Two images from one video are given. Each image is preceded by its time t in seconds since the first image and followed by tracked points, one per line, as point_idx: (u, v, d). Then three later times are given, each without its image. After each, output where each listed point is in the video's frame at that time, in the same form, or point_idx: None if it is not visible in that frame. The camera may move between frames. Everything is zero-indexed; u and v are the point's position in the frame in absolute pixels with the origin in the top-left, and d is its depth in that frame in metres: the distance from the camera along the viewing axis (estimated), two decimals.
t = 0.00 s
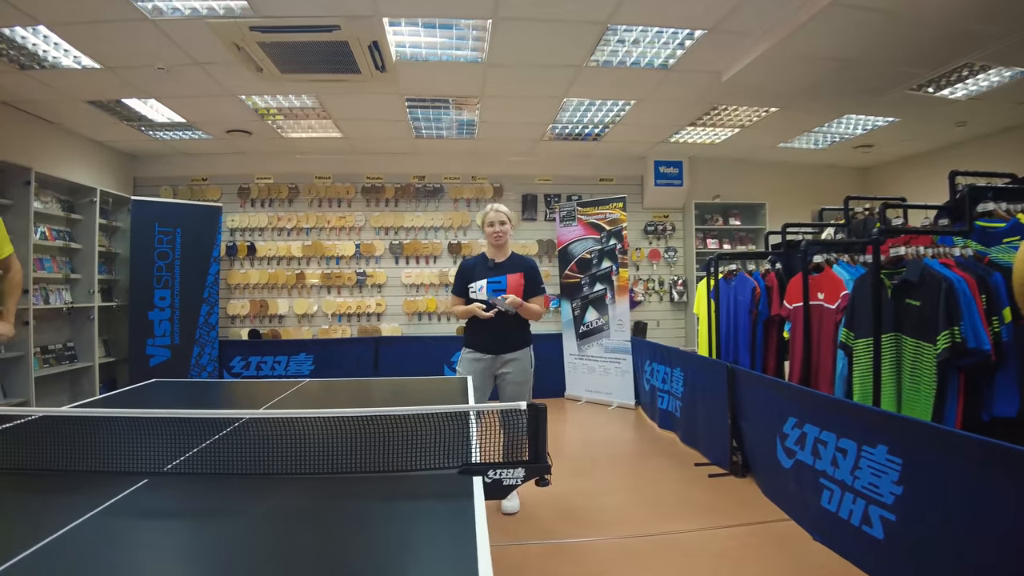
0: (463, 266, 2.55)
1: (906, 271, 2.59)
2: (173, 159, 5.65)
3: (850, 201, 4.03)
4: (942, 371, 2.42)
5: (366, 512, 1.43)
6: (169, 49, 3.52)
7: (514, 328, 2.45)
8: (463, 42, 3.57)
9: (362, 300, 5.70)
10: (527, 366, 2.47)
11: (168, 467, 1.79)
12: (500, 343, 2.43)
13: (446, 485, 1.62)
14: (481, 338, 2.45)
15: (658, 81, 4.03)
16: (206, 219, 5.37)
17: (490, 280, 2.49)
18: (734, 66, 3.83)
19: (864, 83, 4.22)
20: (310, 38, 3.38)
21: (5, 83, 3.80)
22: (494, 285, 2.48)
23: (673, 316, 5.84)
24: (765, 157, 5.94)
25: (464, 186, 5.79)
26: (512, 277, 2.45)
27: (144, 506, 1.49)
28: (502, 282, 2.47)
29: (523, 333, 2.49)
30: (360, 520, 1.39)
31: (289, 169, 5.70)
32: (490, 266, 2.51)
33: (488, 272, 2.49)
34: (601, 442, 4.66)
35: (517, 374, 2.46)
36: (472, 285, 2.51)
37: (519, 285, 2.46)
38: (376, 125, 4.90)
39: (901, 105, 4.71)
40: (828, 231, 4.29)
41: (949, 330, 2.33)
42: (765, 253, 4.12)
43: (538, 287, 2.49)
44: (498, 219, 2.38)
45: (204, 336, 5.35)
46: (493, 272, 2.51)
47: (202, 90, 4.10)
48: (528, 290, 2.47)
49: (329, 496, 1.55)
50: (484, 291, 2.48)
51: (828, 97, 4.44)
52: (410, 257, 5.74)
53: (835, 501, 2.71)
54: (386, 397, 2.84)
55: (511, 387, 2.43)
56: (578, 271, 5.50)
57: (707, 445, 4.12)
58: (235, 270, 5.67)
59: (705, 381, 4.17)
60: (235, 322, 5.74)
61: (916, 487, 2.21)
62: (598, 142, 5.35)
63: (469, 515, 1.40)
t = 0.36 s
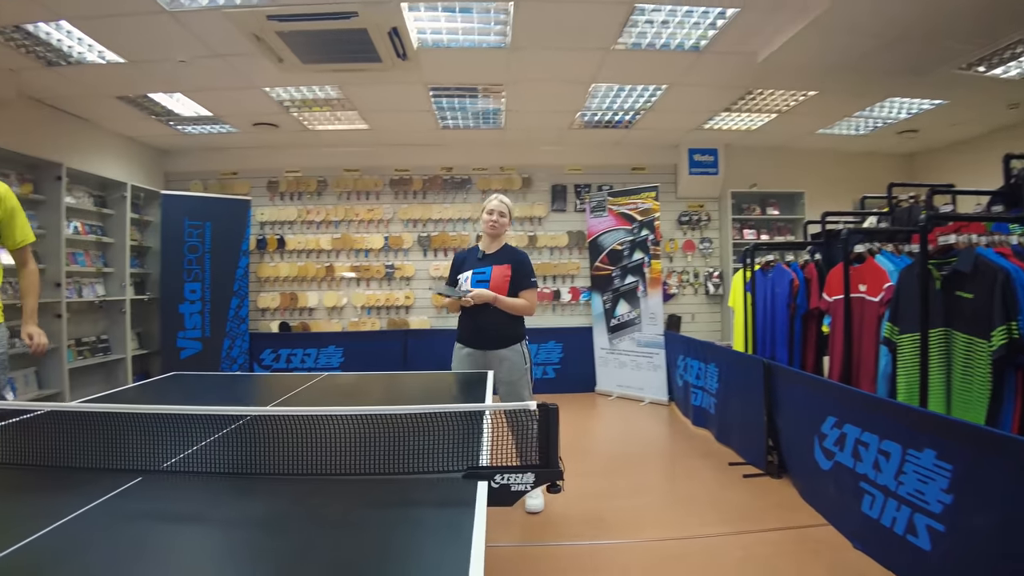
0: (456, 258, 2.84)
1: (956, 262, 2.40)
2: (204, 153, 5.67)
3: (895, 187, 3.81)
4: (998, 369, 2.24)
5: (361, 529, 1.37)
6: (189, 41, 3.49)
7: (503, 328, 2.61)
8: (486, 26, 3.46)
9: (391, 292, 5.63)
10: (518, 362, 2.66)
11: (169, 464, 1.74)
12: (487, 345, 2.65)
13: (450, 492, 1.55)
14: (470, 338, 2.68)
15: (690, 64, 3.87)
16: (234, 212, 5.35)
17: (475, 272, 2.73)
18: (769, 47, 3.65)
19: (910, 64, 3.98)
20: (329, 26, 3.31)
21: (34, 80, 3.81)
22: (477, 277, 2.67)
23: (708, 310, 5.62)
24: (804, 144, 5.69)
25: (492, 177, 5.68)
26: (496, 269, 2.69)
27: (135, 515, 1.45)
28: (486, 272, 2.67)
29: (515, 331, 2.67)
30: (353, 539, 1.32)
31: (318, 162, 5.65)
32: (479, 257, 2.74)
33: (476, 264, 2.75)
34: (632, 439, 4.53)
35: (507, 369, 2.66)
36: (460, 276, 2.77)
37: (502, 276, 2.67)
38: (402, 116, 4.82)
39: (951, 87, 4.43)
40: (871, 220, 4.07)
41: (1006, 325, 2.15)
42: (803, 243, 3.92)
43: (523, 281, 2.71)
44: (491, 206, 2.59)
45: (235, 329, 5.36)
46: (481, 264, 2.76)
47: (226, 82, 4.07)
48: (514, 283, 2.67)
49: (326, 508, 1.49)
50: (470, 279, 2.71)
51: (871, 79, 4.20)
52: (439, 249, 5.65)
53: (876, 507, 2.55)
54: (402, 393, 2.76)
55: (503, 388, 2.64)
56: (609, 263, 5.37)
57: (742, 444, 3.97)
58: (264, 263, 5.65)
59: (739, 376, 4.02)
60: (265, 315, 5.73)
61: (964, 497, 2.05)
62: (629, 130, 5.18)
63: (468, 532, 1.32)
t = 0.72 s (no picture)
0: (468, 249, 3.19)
1: None
2: (249, 145, 5.71)
3: (962, 169, 3.53)
4: None
5: (361, 528, 1.29)
6: (225, 32, 3.49)
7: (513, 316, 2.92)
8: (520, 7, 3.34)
9: (433, 282, 5.57)
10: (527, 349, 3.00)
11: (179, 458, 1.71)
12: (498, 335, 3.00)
13: (462, 493, 1.46)
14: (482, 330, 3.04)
15: (737, 42, 3.67)
16: (277, 202, 5.37)
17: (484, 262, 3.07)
18: (821, 23, 3.42)
19: (980, 38, 3.66)
20: (359, 12, 3.25)
21: (82, 76, 3.87)
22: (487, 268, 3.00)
23: (760, 301, 5.35)
24: (865, 127, 5.36)
25: (534, 164, 5.55)
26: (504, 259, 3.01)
27: (137, 507, 1.40)
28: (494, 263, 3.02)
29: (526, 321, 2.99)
30: (351, 536, 1.25)
31: (360, 152, 5.61)
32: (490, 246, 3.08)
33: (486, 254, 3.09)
34: (676, 434, 4.39)
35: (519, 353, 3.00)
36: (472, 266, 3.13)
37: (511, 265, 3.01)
38: (442, 103, 4.75)
39: None
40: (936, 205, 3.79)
41: None
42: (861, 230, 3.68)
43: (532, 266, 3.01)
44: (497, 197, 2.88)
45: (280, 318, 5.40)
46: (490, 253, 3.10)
47: (263, 73, 4.07)
48: (522, 272, 2.98)
49: (331, 502, 1.42)
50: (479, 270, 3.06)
51: (937, 56, 3.90)
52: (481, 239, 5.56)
53: (936, 515, 2.36)
54: (430, 385, 2.70)
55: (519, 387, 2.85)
56: (655, 252, 5.20)
57: (793, 443, 3.79)
58: (309, 254, 5.66)
59: (790, 371, 3.83)
60: (310, 305, 5.75)
61: None
62: (676, 114, 4.98)
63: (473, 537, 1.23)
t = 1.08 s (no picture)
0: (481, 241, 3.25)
1: None
2: (289, 135, 5.73)
3: None
4: None
5: (344, 536, 1.21)
6: (254, 22, 3.46)
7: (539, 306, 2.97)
8: None
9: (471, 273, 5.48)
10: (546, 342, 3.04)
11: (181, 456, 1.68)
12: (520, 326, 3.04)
13: (457, 505, 1.37)
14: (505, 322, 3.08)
15: (783, 19, 3.44)
16: (316, 192, 5.31)
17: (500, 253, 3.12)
18: None
19: None
20: None
21: (121, 70, 3.92)
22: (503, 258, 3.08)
23: (811, 294, 5.08)
24: (929, 108, 5.00)
25: (574, 151, 5.38)
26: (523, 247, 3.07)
27: (125, 503, 1.36)
28: (513, 252, 3.06)
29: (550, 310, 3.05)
30: (331, 544, 1.17)
31: (397, 142, 5.56)
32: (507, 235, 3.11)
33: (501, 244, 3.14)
34: (718, 432, 4.22)
35: (537, 348, 3.04)
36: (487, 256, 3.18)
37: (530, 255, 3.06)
38: (476, 90, 4.64)
39: None
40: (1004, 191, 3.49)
41: None
42: (919, 218, 3.42)
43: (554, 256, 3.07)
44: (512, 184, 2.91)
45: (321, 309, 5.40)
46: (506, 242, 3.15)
47: (295, 62, 4.03)
48: (540, 262, 3.04)
49: (320, 508, 1.35)
50: (497, 259, 3.10)
51: (1009, 30, 3.57)
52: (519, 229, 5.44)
53: (1002, 534, 2.14)
54: (450, 380, 2.62)
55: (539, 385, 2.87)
56: (699, 241, 4.99)
57: (844, 446, 3.58)
58: (348, 244, 5.65)
59: (841, 370, 3.60)
60: (349, 295, 5.74)
61: None
62: (721, 96, 4.75)
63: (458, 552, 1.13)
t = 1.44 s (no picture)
0: (494, 233, 3.24)
1: None
2: (320, 127, 5.77)
3: None
4: None
5: (297, 537, 1.13)
6: (276, 15, 3.47)
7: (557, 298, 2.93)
8: None
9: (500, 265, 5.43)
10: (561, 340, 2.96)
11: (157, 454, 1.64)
12: (536, 320, 2.99)
13: (423, 509, 1.28)
14: (519, 317, 3.03)
15: None
16: (346, 185, 5.31)
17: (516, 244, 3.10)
18: None
19: None
20: None
21: (152, 66, 3.99)
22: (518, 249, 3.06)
23: (852, 286, 4.86)
24: (983, 91, 4.70)
25: (604, 140, 5.26)
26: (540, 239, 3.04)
27: (84, 504, 1.31)
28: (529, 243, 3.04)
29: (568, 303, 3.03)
30: (280, 546, 1.09)
31: (426, 132, 5.53)
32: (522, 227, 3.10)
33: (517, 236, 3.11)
34: (748, 430, 4.09)
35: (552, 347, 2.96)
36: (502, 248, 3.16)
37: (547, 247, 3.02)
38: (503, 79, 4.57)
39: None
40: None
41: None
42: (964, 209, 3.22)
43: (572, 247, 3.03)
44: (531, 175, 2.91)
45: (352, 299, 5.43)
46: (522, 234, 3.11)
47: (319, 55, 4.04)
48: (557, 254, 3.01)
49: (281, 507, 1.28)
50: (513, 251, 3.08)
51: None
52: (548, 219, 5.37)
53: None
54: (456, 374, 2.59)
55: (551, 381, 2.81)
56: (734, 232, 4.81)
57: (879, 449, 3.42)
58: (379, 236, 5.67)
59: (879, 369, 3.42)
60: (380, 286, 5.77)
61: None
62: (757, 81, 4.57)
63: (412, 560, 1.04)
